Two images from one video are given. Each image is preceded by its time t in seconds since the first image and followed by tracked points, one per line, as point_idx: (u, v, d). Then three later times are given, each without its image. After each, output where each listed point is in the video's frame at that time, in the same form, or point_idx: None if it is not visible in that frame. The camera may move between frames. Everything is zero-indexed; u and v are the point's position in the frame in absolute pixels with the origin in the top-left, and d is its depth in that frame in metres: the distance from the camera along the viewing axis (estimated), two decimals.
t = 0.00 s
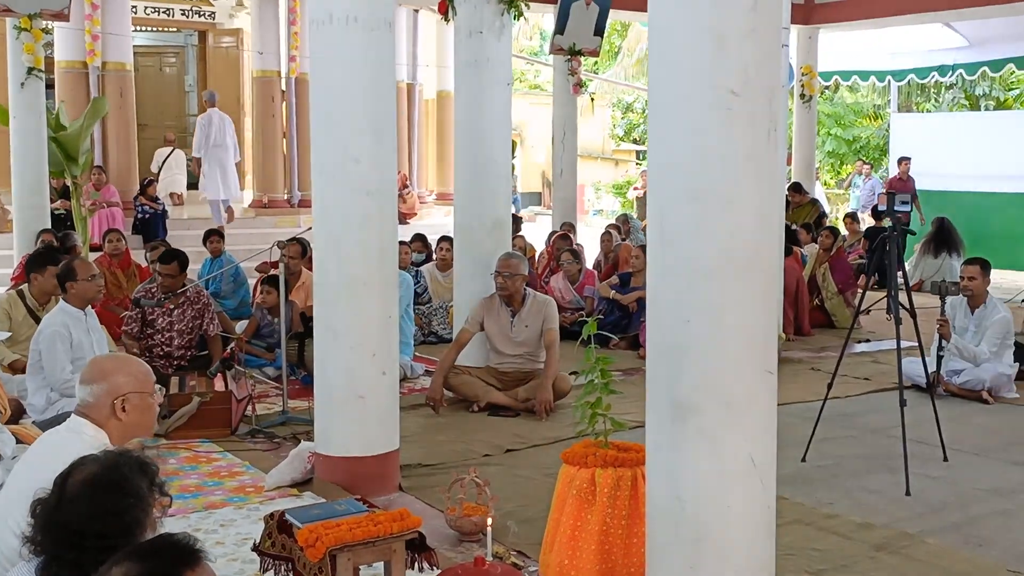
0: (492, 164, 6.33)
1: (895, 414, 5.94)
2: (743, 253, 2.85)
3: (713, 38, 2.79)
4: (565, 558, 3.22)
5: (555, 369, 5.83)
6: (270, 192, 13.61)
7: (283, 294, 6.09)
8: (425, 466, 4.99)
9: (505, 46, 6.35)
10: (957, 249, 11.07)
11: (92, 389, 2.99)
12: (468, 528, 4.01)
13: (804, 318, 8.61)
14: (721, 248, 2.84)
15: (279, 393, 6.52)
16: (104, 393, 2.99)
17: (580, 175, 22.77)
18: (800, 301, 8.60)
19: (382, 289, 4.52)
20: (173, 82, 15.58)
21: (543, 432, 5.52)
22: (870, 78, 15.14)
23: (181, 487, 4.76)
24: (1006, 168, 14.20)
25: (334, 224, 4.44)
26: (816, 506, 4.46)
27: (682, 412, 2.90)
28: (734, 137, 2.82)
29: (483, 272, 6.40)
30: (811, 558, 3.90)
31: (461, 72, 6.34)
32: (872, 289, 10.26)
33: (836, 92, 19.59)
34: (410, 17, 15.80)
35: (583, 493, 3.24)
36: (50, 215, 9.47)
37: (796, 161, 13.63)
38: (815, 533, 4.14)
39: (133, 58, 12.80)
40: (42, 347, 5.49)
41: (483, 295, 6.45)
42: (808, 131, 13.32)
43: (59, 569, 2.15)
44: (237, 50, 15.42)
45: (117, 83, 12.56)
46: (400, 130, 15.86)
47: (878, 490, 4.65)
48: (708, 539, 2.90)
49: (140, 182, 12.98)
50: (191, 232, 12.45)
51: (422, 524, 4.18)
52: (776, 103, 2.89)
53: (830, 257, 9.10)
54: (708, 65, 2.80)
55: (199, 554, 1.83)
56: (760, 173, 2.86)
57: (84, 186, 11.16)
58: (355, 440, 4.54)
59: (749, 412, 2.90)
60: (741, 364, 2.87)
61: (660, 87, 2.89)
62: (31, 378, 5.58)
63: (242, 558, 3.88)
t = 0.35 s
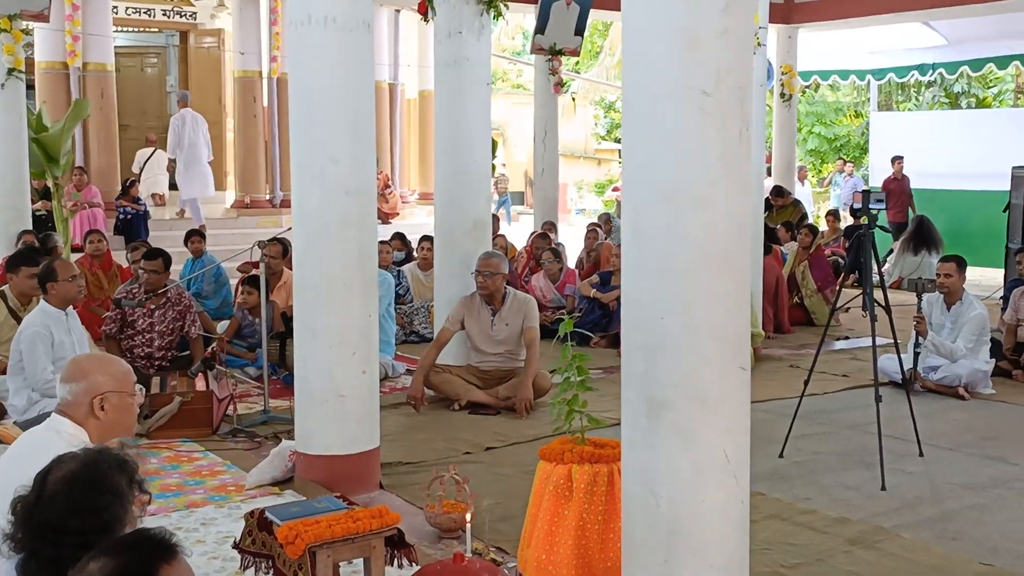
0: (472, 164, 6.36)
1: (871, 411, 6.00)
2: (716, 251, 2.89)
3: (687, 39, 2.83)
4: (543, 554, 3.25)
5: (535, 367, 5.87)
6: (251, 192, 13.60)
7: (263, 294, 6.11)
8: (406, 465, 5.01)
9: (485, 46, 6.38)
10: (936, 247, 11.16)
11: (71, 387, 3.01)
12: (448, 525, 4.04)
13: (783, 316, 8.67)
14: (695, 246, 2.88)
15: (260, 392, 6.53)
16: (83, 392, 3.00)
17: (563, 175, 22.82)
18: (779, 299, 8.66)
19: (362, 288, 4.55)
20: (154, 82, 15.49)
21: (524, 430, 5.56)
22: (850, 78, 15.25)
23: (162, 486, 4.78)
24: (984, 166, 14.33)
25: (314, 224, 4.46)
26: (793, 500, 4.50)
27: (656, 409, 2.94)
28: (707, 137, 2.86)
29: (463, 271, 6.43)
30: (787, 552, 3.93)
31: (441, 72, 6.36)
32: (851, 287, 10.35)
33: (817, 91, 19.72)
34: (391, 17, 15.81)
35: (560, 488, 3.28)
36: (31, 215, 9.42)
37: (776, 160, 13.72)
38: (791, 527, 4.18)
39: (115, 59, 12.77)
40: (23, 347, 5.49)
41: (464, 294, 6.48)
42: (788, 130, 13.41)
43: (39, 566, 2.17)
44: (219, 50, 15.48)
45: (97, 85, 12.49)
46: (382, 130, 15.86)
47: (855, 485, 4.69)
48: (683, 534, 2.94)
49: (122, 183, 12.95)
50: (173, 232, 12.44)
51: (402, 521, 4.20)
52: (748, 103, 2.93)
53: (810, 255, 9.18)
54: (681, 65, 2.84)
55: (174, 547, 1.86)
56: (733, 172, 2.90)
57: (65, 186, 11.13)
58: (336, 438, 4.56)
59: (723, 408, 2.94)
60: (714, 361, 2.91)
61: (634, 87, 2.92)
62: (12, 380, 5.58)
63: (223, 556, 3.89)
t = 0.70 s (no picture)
0: (460, 164, 6.43)
1: (856, 407, 6.07)
2: (692, 248, 2.96)
3: (664, 41, 2.90)
4: (525, 546, 3.32)
5: (523, 365, 5.95)
6: (245, 194, 13.65)
7: (255, 294, 6.17)
8: (394, 461, 5.09)
9: (473, 47, 6.45)
10: (924, 246, 11.24)
11: (63, 382, 3.07)
12: (435, 519, 4.10)
13: (771, 314, 8.75)
14: (671, 243, 2.95)
15: (251, 391, 6.60)
16: (73, 388, 3.06)
17: (555, 176, 22.91)
18: (768, 298, 8.74)
19: (351, 287, 4.62)
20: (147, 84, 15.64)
21: (511, 427, 5.64)
22: (841, 78, 15.32)
23: (154, 483, 4.84)
24: (973, 165, 14.43)
25: (303, 223, 4.53)
26: (775, 495, 4.56)
27: (636, 403, 3.01)
28: (684, 136, 2.93)
29: (452, 270, 6.50)
30: (767, 545, 4.00)
31: (429, 74, 6.43)
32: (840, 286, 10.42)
33: (809, 91, 19.82)
34: (384, 18, 15.87)
35: (542, 482, 3.35)
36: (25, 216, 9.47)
37: (767, 160, 13.81)
38: (773, 521, 4.25)
39: (108, 61, 12.81)
40: (17, 346, 5.56)
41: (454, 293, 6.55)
42: (778, 130, 13.51)
43: (32, 555, 2.23)
44: (211, 51, 15.48)
45: (90, 86, 12.55)
46: (375, 131, 15.90)
47: (836, 481, 4.75)
48: (662, 524, 3.00)
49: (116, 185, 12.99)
50: (166, 233, 12.50)
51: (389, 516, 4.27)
52: (724, 103, 3.00)
53: (799, 254, 9.19)
54: (658, 66, 2.91)
55: (163, 534, 1.94)
56: (709, 171, 2.97)
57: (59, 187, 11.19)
58: (326, 434, 4.63)
59: (700, 401, 3.00)
60: (692, 355, 2.98)
61: (614, 88, 2.99)
62: (5, 378, 5.63)
63: (213, 550, 3.96)
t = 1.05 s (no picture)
0: (449, 163, 6.53)
1: (839, 402, 6.15)
2: (665, 243, 3.05)
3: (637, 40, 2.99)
4: (507, 534, 3.41)
5: (511, 361, 6.04)
6: (240, 194, 13.72)
7: (247, 291, 6.25)
8: (383, 454, 5.17)
9: (461, 47, 6.54)
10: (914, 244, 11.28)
11: (55, 373, 3.15)
12: (421, 510, 4.18)
13: (760, 312, 8.84)
14: (645, 237, 3.03)
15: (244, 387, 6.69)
16: (65, 379, 3.14)
17: (551, 176, 23.03)
18: (757, 296, 8.82)
19: (339, 283, 4.70)
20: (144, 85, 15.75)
21: (499, 421, 5.73)
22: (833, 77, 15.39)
23: (147, 476, 4.91)
24: (964, 162, 14.52)
25: (292, 220, 4.61)
26: (756, 486, 4.64)
27: (611, 393, 3.10)
28: (657, 133, 3.00)
29: (442, 268, 6.59)
30: (747, 534, 4.07)
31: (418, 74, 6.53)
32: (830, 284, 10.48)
33: (802, 91, 19.91)
34: (379, 19, 15.97)
35: (523, 471, 3.43)
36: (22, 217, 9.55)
37: (759, 159, 13.90)
38: (753, 511, 4.32)
39: (105, 62, 12.88)
40: (13, 342, 5.64)
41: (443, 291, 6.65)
42: (770, 130, 13.61)
43: (23, 537, 2.31)
44: (207, 52, 15.57)
45: (88, 89, 12.66)
46: (370, 131, 15.99)
47: (818, 473, 4.80)
48: (637, 510, 3.08)
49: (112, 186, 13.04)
50: (161, 233, 12.58)
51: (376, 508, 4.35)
52: (696, 101, 3.08)
53: (787, 252, 9.33)
54: (631, 65, 2.99)
55: (147, 515, 2.01)
56: (682, 166, 3.05)
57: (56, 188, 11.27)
58: (315, 427, 4.71)
59: (674, 391, 3.09)
60: (665, 346, 3.07)
61: (590, 87, 3.08)
62: (2, 374, 5.70)
63: (203, 540, 4.03)
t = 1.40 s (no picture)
0: (441, 158, 6.59)
1: (827, 396, 6.20)
2: (646, 237, 3.09)
3: (617, 36, 3.01)
4: (489, 524, 3.47)
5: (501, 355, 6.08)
6: (237, 190, 13.77)
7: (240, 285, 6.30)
8: (373, 448, 5.23)
9: (453, 43, 6.58)
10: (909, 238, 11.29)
11: (44, 365, 3.20)
12: (408, 502, 4.23)
13: (753, 307, 8.88)
14: (626, 231, 3.07)
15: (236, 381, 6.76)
16: (54, 370, 3.19)
17: (548, 171, 23.10)
18: (749, 290, 8.87)
19: (329, 277, 4.75)
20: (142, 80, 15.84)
21: (488, 415, 5.78)
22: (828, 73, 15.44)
23: (139, 468, 4.96)
24: (958, 158, 14.58)
25: (282, 215, 4.66)
26: (740, 479, 4.68)
27: (591, 384, 3.15)
28: (638, 129, 3.04)
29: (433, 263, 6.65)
30: (730, 526, 4.12)
31: (410, 69, 6.57)
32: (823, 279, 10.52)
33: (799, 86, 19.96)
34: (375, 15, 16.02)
35: (506, 462, 3.48)
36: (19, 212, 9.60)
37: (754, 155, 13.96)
38: (736, 503, 4.36)
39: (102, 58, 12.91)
40: (8, 336, 5.69)
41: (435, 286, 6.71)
42: (764, 125, 13.67)
43: (8, 524, 2.36)
44: (205, 48, 15.63)
45: (85, 84, 12.66)
46: (367, 127, 16.04)
47: (802, 465, 4.84)
48: (616, 500, 3.13)
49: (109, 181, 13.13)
50: (158, 228, 12.64)
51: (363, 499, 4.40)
52: (676, 97, 3.10)
53: (780, 247, 9.32)
54: (612, 61, 3.02)
55: (126, 500, 2.06)
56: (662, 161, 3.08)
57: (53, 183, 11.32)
58: (305, 420, 4.77)
59: (652, 383, 3.13)
60: (644, 338, 3.12)
61: (571, 82, 3.11)
62: None
63: (192, 531, 4.09)
